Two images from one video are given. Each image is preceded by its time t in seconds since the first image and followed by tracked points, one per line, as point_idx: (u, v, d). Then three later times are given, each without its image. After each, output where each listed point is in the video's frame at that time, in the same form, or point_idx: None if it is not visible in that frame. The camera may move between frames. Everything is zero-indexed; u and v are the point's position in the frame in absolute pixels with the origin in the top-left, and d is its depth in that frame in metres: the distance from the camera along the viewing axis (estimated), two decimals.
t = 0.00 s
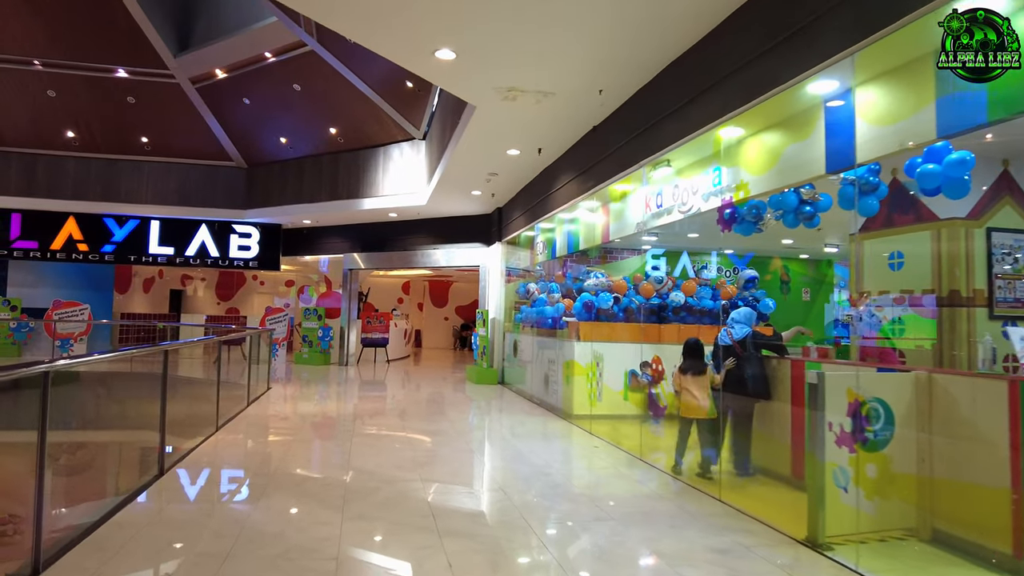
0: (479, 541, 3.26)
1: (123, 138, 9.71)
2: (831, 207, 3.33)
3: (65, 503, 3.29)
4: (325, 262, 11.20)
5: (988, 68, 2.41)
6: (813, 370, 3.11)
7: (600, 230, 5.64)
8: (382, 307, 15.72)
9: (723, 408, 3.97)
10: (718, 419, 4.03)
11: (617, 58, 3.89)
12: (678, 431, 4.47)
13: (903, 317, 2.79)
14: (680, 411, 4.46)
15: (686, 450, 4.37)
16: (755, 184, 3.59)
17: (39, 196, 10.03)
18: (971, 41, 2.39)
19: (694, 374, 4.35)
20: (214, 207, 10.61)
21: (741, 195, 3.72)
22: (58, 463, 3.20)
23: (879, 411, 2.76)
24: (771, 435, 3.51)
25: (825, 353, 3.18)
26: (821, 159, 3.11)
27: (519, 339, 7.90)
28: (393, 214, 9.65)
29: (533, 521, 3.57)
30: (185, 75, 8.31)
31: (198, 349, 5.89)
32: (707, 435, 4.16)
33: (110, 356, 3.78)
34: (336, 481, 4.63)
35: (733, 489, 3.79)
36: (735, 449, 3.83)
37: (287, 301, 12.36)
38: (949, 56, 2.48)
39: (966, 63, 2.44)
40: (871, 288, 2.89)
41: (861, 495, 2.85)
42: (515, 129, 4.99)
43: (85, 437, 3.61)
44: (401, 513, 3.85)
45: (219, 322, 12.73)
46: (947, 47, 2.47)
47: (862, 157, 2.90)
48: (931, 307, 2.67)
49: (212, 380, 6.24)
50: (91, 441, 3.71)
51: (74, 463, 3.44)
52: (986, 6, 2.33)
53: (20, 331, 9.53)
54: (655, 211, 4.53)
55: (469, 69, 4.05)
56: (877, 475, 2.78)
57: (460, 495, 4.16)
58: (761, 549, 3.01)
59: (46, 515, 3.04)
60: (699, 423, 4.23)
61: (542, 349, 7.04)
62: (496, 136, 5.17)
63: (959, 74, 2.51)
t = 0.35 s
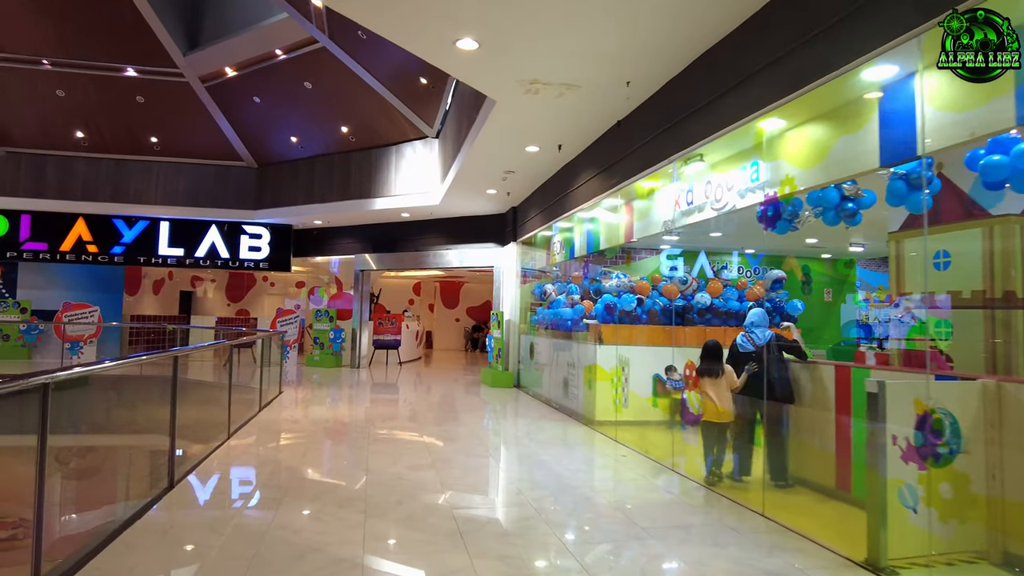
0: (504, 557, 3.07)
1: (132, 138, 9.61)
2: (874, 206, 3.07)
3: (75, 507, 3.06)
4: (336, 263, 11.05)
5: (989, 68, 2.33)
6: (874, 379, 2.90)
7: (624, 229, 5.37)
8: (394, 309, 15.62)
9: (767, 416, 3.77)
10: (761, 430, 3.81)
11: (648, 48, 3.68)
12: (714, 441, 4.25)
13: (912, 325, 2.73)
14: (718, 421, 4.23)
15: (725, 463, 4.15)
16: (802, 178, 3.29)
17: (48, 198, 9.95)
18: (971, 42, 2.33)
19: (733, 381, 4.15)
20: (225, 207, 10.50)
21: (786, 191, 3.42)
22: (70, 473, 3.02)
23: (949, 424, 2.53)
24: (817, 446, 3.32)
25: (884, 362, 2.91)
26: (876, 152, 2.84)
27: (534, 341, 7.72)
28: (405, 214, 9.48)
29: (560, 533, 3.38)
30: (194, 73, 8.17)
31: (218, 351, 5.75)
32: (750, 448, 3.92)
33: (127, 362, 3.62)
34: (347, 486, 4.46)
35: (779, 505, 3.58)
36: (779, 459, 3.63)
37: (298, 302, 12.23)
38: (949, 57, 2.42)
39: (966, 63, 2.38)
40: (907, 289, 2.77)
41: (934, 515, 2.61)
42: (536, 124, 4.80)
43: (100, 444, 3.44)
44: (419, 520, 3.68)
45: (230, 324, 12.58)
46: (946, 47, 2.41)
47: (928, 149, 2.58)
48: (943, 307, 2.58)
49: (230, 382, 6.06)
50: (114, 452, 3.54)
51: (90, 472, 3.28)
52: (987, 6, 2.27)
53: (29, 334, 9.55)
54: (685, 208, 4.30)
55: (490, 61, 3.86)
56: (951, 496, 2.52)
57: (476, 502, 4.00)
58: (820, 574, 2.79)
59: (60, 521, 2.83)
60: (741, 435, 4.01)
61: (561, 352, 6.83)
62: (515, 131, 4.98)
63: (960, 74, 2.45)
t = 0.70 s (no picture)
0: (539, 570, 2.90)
1: (147, 137, 9.53)
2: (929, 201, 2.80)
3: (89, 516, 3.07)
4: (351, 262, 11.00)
5: (988, 67, 2.35)
6: (937, 385, 2.68)
7: (653, 225, 5.14)
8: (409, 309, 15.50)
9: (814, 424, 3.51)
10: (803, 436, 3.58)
11: (686, 35, 3.50)
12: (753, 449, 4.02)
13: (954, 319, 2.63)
14: (759, 427, 3.97)
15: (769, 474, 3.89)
16: (860, 168, 3.06)
17: (63, 197, 9.87)
18: (971, 41, 2.33)
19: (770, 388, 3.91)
20: (240, 207, 10.36)
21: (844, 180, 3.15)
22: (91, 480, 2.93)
23: None
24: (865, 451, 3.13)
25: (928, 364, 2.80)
26: (944, 139, 2.60)
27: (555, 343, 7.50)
28: (421, 213, 9.32)
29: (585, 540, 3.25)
30: (209, 71, 8.09)
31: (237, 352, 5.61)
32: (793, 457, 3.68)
33: (145, 365, 3.52)
34: (360, 489, 4.34)
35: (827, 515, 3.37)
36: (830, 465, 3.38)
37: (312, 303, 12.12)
38: (949, 56, 2.41)
39: (966, 62, 2.38)
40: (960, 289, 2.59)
41: None
42: (562, 117, 4.63)
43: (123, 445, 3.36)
44: (442, 526, 3.54)
45: (243, 325, 12.46)
46: (947, 46, 2.41)
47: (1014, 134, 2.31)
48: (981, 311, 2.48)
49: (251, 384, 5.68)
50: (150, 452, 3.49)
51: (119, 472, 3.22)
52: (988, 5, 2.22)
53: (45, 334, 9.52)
54: (721, 204, 4.10)
55: (519, 50, 3.69)
56: None
57: (493, 506, 3.88)
58: None
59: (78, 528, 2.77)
60: (785, 443, 3.74)
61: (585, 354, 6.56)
62: (541, 125, 4.82)
63: (964, 71, 2.46)
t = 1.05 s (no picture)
0: None
1: (153, 135, 9.39)
2: (977, 194, 2.63)
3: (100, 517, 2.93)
4: (358, 262, 10.90)
5: (988, 67, 2.43)
6: (999, 392, 2.47)
7: (674, 223, 4.97)
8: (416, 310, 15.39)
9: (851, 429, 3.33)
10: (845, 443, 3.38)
11: (717, 23, 3.32)
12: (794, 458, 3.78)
13: (966, 320, 2.65)
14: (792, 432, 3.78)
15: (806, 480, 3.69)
16: (914, 159, 2.85)
17: (67, 196, 9.74)
18: (971, 41, 2.37)
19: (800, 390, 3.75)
20: (247, 206, 10.19)
21: (895, 172, 2.93)
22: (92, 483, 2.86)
23: None
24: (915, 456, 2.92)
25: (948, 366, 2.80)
26: (1011, 129, 2.39)
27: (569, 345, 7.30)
28: (430, 211, 9.13)
29: (596, 544, 3.14)
30: (215, 67, 7.95)
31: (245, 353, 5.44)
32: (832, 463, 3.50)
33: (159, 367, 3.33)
34: (366, 492, 4.21)
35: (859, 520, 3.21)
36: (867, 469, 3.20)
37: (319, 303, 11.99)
38: (948, 57, 2.45)
39: (966, 62, 2.43)
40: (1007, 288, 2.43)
41: None
42: (582, 110, 4.46)
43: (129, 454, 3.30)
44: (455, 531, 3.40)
45: (249, 326, 12.31)
46: (945, 48, 2.43)
47: None
48: (993, 309, 2.49)
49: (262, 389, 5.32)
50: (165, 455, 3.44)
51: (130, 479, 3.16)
52: (987, 6, 2.26)
53: (48, 335, 9.38)
54: (751, 200, 3.95)
55: (540, 39, 3.53)
56: None
57: (500, 510, 3.76)
58: None
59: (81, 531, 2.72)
60: (825, 451, 3.54)
61: (602, 357, 6.32)
62: (559, 118, 4.65)
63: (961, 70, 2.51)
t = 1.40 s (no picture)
0: None
1: (152, 133, 9.22)
2: None
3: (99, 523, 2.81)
4: (361, 262, 10.74)
5: (988, 67, 2.43)
6: None
7: (693, 220, 4.80)
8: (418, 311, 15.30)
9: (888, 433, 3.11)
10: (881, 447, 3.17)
11: (747, 8, 3.13)
12: (832, 467, 3.54)
13: (974, 320, 2.69)
14: (831, 439, 3.55)
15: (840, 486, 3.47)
16: (970, 147, 2.59)
17: (65, 195, 9.57)
18: (971, 42, 2.38)
19: (823, 391, 3.61)
20: (246, 206, 10.04)
21: (948, 162, 2.68)
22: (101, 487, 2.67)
23: None
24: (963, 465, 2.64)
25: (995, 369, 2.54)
26: None
27: (579, 348, 7.09)
28: (435, 210, 8.96)
29: (619, 557, 2.97)
30: (215, 64, 7.79)
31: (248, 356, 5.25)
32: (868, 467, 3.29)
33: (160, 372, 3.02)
34: (368, 495, 4.07)
35: (892, 530, 3.01)
36: (904, 474, 2.99)
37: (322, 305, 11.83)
38: (948, 57, 2.45)
39: (966, 62, 2.43)
40: None
41: None
42: (598, 102, 4.28)
43: (138, 453, 3.02)
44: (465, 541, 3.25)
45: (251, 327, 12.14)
46: (945, 48, 2.44)
47: None
48: (1005, 310, 2.55)
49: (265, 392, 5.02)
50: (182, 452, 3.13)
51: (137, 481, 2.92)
52: (986, 7, 2.28)
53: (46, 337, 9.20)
54: (778, 195, 3.76)
55: (558, 26, 3.35)
56: None
57: (505, 520, 3.56)
58: None
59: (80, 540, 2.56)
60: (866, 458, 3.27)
61: (616, 359, 6.07)
62: (574, 111, 4.47)
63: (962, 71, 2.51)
